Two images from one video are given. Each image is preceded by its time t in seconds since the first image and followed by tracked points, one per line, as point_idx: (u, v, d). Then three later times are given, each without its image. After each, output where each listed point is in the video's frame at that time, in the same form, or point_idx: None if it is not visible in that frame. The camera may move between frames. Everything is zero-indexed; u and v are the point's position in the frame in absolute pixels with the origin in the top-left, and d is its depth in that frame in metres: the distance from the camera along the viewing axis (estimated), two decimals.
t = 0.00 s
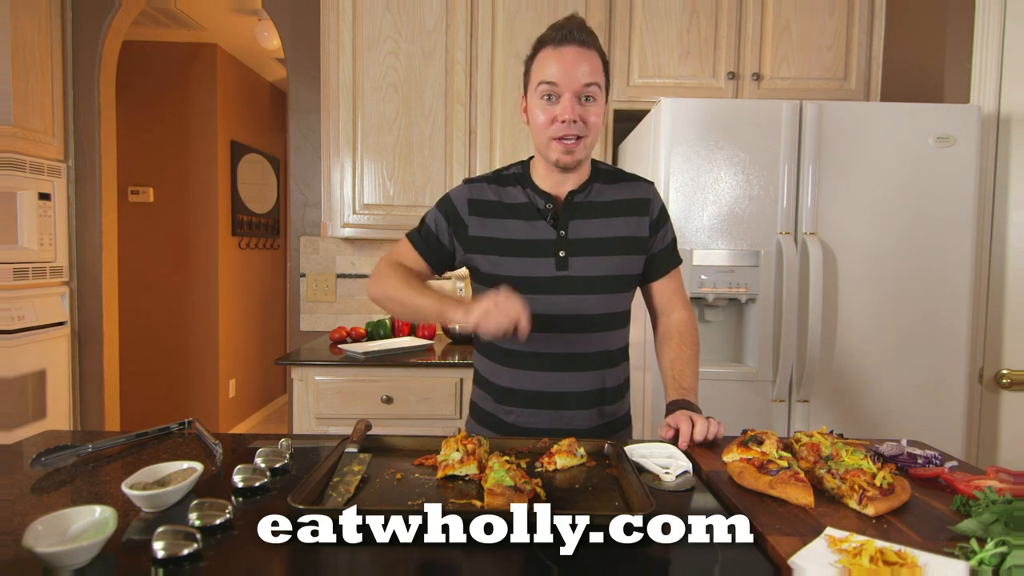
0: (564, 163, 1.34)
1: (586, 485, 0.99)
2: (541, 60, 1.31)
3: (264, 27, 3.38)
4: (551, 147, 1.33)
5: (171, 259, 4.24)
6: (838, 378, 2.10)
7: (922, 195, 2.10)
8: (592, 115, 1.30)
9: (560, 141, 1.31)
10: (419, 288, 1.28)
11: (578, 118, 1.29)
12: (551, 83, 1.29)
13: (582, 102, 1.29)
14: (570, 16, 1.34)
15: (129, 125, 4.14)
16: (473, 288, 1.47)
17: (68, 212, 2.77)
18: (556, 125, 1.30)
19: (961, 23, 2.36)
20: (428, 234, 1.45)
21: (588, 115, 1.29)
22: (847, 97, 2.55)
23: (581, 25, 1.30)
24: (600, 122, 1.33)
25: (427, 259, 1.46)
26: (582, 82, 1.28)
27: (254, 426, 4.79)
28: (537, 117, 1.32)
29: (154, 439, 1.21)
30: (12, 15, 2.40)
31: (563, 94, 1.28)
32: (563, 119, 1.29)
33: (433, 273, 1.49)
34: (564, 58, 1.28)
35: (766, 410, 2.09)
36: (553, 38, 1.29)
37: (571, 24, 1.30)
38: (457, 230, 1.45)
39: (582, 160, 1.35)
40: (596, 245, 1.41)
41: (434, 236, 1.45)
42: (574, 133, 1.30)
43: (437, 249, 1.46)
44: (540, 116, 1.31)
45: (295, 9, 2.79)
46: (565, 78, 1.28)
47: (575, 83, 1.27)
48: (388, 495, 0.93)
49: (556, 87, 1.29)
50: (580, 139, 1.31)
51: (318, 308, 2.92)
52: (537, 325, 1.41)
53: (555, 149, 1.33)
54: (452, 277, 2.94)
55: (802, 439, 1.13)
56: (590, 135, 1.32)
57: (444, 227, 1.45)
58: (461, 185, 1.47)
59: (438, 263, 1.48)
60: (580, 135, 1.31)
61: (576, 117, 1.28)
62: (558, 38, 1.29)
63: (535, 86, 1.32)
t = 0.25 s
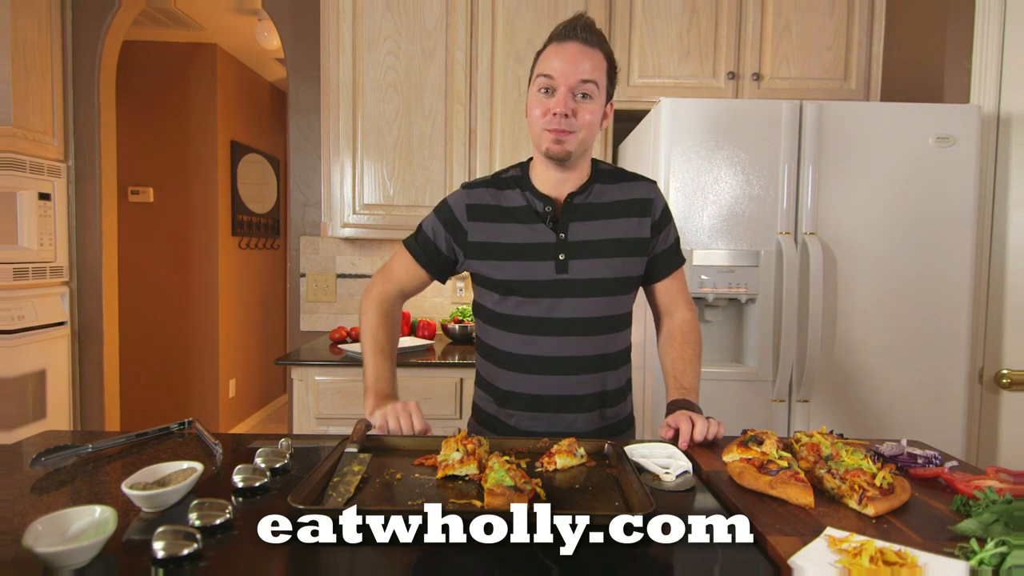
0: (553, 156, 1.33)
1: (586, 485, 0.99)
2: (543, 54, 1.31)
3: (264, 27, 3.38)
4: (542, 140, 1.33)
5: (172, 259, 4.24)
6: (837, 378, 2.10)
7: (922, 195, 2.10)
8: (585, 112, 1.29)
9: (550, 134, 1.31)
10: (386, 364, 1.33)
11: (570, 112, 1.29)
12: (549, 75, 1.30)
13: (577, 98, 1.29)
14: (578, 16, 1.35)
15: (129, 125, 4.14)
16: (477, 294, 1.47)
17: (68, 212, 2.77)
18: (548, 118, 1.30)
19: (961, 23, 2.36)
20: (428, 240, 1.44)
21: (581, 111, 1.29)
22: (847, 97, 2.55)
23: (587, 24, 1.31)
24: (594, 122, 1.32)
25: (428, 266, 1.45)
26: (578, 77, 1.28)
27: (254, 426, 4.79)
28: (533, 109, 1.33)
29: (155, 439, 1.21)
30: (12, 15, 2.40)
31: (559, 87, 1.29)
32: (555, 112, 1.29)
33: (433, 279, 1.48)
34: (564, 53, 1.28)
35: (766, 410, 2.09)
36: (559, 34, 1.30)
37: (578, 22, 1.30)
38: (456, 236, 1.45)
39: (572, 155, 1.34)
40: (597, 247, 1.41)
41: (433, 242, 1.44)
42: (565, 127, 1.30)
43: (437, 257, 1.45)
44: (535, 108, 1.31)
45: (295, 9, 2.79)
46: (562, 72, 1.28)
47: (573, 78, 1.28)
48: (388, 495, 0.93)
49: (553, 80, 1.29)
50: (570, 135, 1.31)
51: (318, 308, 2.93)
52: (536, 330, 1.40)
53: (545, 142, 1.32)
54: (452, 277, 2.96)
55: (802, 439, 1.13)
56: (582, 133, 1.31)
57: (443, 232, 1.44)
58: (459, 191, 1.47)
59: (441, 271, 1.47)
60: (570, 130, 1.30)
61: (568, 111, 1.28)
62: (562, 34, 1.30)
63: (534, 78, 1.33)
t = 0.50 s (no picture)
0: (550, 164, 1.33)
1: (586, 486, 0.99)
2: (535, 57, 1.30)
3: (264, 27, 3.38)
4: (539, 147, 1.32)
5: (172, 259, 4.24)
6: (838, 378, 2.10)
7: (922, 195, 2.10)
8: (581, 115, 1.29)
9: (547, 141, 1.31)
10: (384, 373, 1.34)
11: (566, 117, 1.28)
12: (542, 79, 1.29)
13: (572, 101, 1.28)
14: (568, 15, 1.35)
15: (129, 125, 4.14)
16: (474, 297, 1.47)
17: (68, 212, 2.77)
18: (544, 123, 1.29)
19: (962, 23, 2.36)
20: (425, 244, 1.44)
21: (577, 114, 1.28)
22: (847, 97, 2.55)
23: (577, 23, 1.30)
24: (590, 124, 1.32)
25: (425, 268, 1.45)
26: (572, 80, 1.27)
27: (254, 426, 4.80)
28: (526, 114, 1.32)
29: (155, 439, 1.21)
30: (12, 15, 2.40)
31: (553, 91, 1.28)
32: (551, 117, 1.28)
33: (429, 282, 1.48)
34: (557, 55, 1.27)
35: (766, 410, 2.09)
36: (549, 35, 1.29)
37: (568, 20, 1.30)
38: (453, 238, 1.45)
39: (569, 162, 1.34)
40: (596, 249, 1.41)
41: (430, 244, 1.44)
42: (562, 132, 1.29)
43: (434, 259, 1.45)
44: (529, 113, 1.31)
45: (295, 9, 2.79)
46: (556, 75, 1.27)
47: (566, 80, 1.27)
48: (388, 496, 0.93)
49: (546, 84, 1.28)
50: (567, 140, 1.30)
51: (318, 308, 2.93)
52: (534, 334, 1.40)
53: (542, 149, 1.32)
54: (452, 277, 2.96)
55: (802, 439, 1.13)
56: (579, 136, 1.31)
57: (440, 235, 1.44)
58: (455, 192, 1.46)
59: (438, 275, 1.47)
60: (567, 135, 1.30)
61: (564, 115, 1.27)
62: (553, 36, 1.29)
63: (526, 83, 1.32)
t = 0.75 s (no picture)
0: (553, 169, 1.33)
1: (586, 485, 0.99)
2: (536, 59, 1.28)
3: (264, 27, 3.38)
4: (541, 152, 1.32)
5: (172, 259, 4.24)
6: (838, 378, 2.10)
7: (922, 195, 2.10)
8: (584, 121, 1.28)
9: (549, 147, 1.30)
10: (385, 373, 1.34)
11: (569, 123, 1.27)
12: (544, 84, 1.27)
13: (575, 107, 1.27)
14: (570, 11, 1.32)
15: (129, 125, 4.14)
16: (471, 297, 1.48)
17: (68, 212, 2.77)
18: (546, 130, 1.29)
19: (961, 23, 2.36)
20: (425, 241, 1.44)
21: (580, 121, 1.28)
22: (847, 97, 2.55)
23: (580, 23, 1.28)
24: (593, 128, 1.31)
25: (423, 265, 1.45)
26: (575, 85, 1.26)
27: (254, 426, 4.80)
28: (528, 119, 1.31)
29: (155, 439, 1.21)
30: (12, 15, 2.40)
31: (555, 97, 1.27)
32: (554, 125, 1.27)
33: (428, 280, 1.48)
34: (559, 58, 1.25)
35: (766, 410, 2.09)
36: (550, 35, 1.27)
37: (569, 20, 1.27)
38: (452, 236, 1.45)
39: (572, 168, 1.34)
40: (596, 251, 1.41)
41: (429, 241, 1.45)
42: (565, 139, 1.29)
43: (432, 256, 1.46)
44: (531, 118, 1.30)
45: (295, 9, 2.79)
46: (558, 80, 1.25)
47: (569, 85, 1.25)
48: (388, 496, 0.93)
49: (548, 89, 1.27)
50: (570, 146, 1.30)
51: (318, 308, 2.93)
52: (533, 336, 1.40)
53: (544, 154, 1.32)
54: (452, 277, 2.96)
55: (802, 439, 1.13)
56: (582, 142, 1.30)
57: (439, 232, 1.45)
58: (455, 188, 1.46)
59: (433, 267, 1.47)
60: (570, 142, 1.29)
61: (567, 122, 1.27)
62: (555, 37, 1.26)
63: (527, 86, 1.30)
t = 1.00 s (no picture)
0: (555, 174, 1.33)
1: (586, 486, 0.99)
2: (538, 62, 1.27)
3: (264, 27, 3.38)
4: (542, 156, 1.32)
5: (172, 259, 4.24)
6: (838, 377, 2.10)
7: (921, 194, 2.10)
8: (586, 125, 1.28)
9: (550, 151, 1.30)
10: (384, 372, 1.35)
11: (571, 128, 1.27)
12: (545, 87, 1.26)
13: (577, 111, 1.26)
14: (572, 11, 1.30)
15: (129, 125, 4.14)
16: (469, 296, 1.48)
17: (68, 212, 2.77)
18: (547, 134, 1.28)
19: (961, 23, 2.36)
20: (424, 239, 1.44)
21: (582, 126, 1.27)
22: (847, 97, 2.54)
23: (582, 24, 1.26)
24: (596, 132, 1.30)
25: (422, 263, 1.45)
26: (578, 89, 1.25)
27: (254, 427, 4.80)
28: (529, 123, 1.30)
29: (155, 439, 1.21)
30: (12, 16, 2.40)
31: (556, 101, 1.26)
32: (556, 130, 1.27)
33: (427, 278, 1.48)
34: (561, 61, 1.24)
35: (766, 410, 2.09)
36: (553, 36, 1.25)
37: (572, 21, 1.26)
38: (451, 235, 1.45)
39: (573, 172, 1.34)
40: (594, 253, 1.40)
41: (428, 240, 1.44)
42: (566, 144, 1.28)
43: (431, 255, 1.45)
44: (532, 122, 1.29)
45: (295, 9, 2.79)
46: (559, 84, 1.25)
47: (571, 90, 1.25)
48: (388, 496, 0.93)
49: (550, 93, 1.26)
50: (572, 151, 1.30)
51: (318, 308, 2.93)
52: (532, 339, 1.41)
53: (545, 159, 1.31)
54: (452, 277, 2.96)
55: (802, 439, 1.13)
56: (584, 147, 1.30)
57: (438, 230, 1.45)
58: (455, 186, 1.46)
59: (433, 266, 1.47)
60: (571, 147, 1.29)
61: (569, 128, 1.26)
62: (557, 39, 1.25)
63: (528, 89, 1.30)
